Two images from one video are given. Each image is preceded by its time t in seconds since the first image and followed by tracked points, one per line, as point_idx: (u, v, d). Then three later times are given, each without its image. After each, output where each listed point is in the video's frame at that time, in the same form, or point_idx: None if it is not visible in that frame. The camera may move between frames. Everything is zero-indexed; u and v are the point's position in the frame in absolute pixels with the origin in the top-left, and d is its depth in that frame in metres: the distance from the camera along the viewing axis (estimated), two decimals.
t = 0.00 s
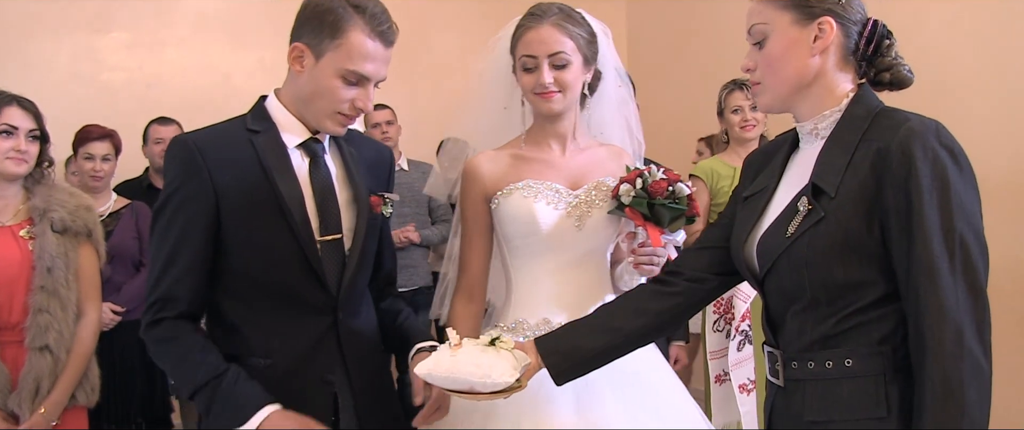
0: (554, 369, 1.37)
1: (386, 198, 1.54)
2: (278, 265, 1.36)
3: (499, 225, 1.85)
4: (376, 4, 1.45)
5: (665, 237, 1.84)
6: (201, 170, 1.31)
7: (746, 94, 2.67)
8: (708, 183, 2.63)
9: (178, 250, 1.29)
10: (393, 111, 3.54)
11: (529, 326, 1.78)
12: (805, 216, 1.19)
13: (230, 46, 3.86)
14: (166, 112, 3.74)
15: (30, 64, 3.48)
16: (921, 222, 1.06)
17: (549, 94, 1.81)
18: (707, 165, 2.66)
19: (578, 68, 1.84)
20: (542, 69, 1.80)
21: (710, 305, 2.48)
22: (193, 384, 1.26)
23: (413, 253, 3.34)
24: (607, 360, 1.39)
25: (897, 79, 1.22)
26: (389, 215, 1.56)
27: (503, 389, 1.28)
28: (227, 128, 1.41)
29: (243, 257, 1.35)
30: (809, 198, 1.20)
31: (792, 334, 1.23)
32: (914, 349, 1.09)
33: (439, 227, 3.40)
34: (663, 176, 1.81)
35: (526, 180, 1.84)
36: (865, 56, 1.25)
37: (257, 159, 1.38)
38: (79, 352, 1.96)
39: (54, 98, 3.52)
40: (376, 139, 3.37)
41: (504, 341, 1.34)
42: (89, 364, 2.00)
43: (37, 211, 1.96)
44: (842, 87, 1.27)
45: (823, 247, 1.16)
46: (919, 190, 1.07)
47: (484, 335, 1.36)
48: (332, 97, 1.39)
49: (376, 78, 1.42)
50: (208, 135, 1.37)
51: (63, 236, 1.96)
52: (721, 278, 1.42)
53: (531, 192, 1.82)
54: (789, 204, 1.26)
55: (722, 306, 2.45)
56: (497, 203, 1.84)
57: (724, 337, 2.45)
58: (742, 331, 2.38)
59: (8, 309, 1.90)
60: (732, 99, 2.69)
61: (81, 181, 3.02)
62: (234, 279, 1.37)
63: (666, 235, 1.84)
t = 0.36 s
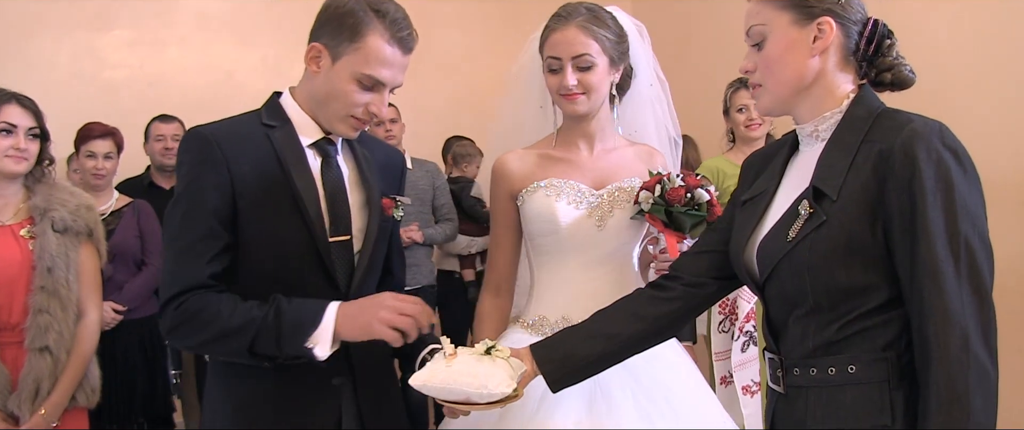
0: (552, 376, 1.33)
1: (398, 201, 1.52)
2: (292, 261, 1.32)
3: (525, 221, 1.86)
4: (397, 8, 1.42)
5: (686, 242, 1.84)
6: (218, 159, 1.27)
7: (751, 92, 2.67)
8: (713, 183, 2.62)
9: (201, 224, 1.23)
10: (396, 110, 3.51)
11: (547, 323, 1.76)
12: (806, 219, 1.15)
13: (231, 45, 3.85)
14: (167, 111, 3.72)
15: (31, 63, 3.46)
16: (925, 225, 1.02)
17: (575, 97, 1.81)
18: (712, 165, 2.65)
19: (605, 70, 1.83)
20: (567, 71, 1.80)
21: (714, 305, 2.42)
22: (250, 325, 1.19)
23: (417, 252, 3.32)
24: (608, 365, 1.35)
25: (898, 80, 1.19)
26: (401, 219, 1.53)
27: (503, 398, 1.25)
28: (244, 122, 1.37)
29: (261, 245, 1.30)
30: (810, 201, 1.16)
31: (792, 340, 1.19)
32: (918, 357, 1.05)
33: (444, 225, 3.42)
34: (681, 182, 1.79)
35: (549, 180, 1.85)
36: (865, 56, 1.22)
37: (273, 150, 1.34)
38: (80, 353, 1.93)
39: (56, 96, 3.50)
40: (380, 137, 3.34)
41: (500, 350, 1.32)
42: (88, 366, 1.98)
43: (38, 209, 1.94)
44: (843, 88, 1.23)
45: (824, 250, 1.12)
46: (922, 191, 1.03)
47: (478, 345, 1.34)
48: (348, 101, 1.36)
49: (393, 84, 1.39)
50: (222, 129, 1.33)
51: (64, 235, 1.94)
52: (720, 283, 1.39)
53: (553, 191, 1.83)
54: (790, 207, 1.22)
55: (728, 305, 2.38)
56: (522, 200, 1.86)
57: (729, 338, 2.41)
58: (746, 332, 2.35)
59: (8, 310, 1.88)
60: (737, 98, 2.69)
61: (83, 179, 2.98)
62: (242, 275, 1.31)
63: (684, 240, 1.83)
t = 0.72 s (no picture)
0: (547, 384, 1.32)
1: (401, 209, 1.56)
2: (301, 262, 1.30)
3: (519, 227, 1.85)
4: (412, 17, 1.41)
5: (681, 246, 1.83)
6: (231, 159, 1.25)
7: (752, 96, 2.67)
8: (714, 187, 2.62)
9: (217, 221, 1.21)
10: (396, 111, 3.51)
11: (543, 329, 1.75)
12: (804, 230, 1.12)
13: (231, 43, 3.83)
14: (166, 109, 3.70)
15: (29, 59, 3.44)
16: (925, 238, 1.00)
17: (570, 102, 1.81)
18: (713, 169, 2.66)
19: (601, 76, 1.82)
20: (562, 76, 1.79)
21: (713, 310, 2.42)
22: (271, 322, 1.19)
23: (415, 254, 3.30)
24: (607, 374, 1.34)
25: (899, 87, 1.17)
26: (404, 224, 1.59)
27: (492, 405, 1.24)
28: (251, 121, 1.35)
29: (272, 243, 1.29)
30: (808, 211, 1.13)
31: (789, 352, 1.16)
32: (917, 370, 1.03)
33: (443, 226, 3.40)
34: (679, 185, 1.78)
35: (541, 185, 1.85)
36: (866, 63, 1.19)
37: (285, 148, 1.33)
38: (73, 354, 1.93)
39: (54, 93, 3.48)
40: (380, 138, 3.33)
41: (491, 357, 1.30)
42: (82, 368, 1.96)
43: (33, 208, 1.93)
44: (843, 96, 1.20)
45: (822, 262, 1.09)
46: (922, 202, 1.00)
47: (469, 351, 1.32)
48: (362, 108, 1.35)
49: (405, 92, 1.39)
50: (234, 128, 1.31)
51: (59, 234, 1.93)
52: (716, 293, 1.36)
53: (546, 195, 1.82)
54: (788, 217, 1.19)
55: (727, 311, 2.40)
56: (516, 207, 1.85)
57: (729, 343, 2.41)
58: (746, 338, 2.34)
59: (2, 310, 1.86)
60: (738, 101, 2.68)
61: (81, 178, 2.94)
62: (254, 279, 1.29)
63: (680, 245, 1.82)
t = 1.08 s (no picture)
0: (553, 393, 1.31)
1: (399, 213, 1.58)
2: (305, 268, 1.29)
3: (520, 233, 1.84)
4: (415, 23, 1.41)
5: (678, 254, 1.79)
6: (234, 164, 1.24)
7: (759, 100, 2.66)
8: (720, 191, 2.62)
9: (217, 228, 1.20)
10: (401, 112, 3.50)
11: (544, 337, 1.74)
12: (816, 241, 1.11)
13: (235, 42, 3.82)
14: (170, 108, 3.69)
15: (33, 57, 3.44)
16: (938, 251, 0.98)
17: (573, 109, 1.79)
18: (719, 173, 2.66)
19: (603, 82, 1.81)
20: (564, 83, 1.78)
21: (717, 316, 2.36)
22: (274, 331, 1.17)
23: (420, 256, 3.30)
24: (614, 384, 1.32)
25: (915, 96, 1.16)
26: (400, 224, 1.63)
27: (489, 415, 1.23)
28: (252, 125, 1.34)
29: (274, 250, 1.28)
30: (820, 222, 1.12)
31: (799, 365, 1.14)
32: (929, 386, 1.01)
33: (447, 228, 3.39)
34: (673, 192, 1.76)
35: (542, 190, 1.84)
36: (882, 71, 1.18)
37: (285, 153, 1.31)
38: (77, 355, 1.92)
39: (59, 91, 3.48)
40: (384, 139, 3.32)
41: (492, 363, 1.29)
42: (86, 370, 1.96)
43: (37, 209, 1.92)
44: (856, 104, 1.19)
45: (833, 274, 1.08)
46: (937, 215, 0.99)
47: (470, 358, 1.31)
48: (371, 118, 1.34)
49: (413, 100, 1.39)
50: (234, 132, 1.29)
51: (64, 235, 1.92)
52: (725, 303, 1.34)
53: (547, 199, 1.81)
54: (799, 228, 1.18)
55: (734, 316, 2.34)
56: (517, 212, 1.85)
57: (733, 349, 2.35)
58: (750, 343, 2.34)
59: (5, 311, 1.85)
60: (745, 105, 2.67)
61: (84, 177, 2.94)
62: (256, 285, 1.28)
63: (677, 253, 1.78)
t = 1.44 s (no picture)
0: (569, 410, 1.29)
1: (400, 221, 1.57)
2: (311, 279, 1.28)
3: (529, 245, 1.83)
4: (415, 28, 1.40)
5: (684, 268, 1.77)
6: (234, 178, 1.22)
7: (775, 110, 2.63)
8: (735, 202, 2.61)
9: (217, 243, 1.19)
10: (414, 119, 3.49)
11: (549, 353, 1.72)
12: (840, 261, 1.08)
13: (249, 47, 3.82)
14: (183, 113, 3.69)
15: (49, 61, 3.45)
16: (969, 274, 0.96)
17: (584, 121, 1.78)
18: (734, 183, 2.63)
19: (615, 94, 1.79)
20: (576, 94, 1.76)
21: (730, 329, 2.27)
22: (276, 350, 1.17)
23: (432, 263, 3.29)
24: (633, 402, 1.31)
25: (945, 112, 1.14)
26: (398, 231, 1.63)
27: None
28: (251, 137, 1.32)
29: (278, 262, 1.26)
30: (845, 241, 1.09)
31: (821, 386, 1.12)
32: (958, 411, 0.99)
33: (460, 234, 3.37)
34: (682, 205, 1.73)
35: (548, 202, 1.82)
36: (910, 86, 1.16)
37: (286, 166, 1.30)
38: (88, 362, 1.92)
39: (73, 95, 3.49)
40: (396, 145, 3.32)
41: (509, 377, 1.26)
42: (96, 379, 1.96)
43: (52, 216, 1.91)
44: (883, 119, 1.17)
45: (859, 296, 1.05)
46: (968, 237, 0.97)
47: (489, 370, 1.29)
48: (371, 123, 1.33)
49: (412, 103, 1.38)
50: (232, 145, 1.28)
51: (78, 243, 1.91)
52: (746, 322, 1.32)
53: (555, 212, 1.80)
54: (822, 246, 1.16)
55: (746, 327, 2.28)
56: (525, 224, 1.83)
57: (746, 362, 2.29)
58: (762, 356, 2.30)
59: (18, 317, 1.86)
60: (760, 115, 2.66)
61: (97, 182, 2.96)
62: (258, 298, 1.27)
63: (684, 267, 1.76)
